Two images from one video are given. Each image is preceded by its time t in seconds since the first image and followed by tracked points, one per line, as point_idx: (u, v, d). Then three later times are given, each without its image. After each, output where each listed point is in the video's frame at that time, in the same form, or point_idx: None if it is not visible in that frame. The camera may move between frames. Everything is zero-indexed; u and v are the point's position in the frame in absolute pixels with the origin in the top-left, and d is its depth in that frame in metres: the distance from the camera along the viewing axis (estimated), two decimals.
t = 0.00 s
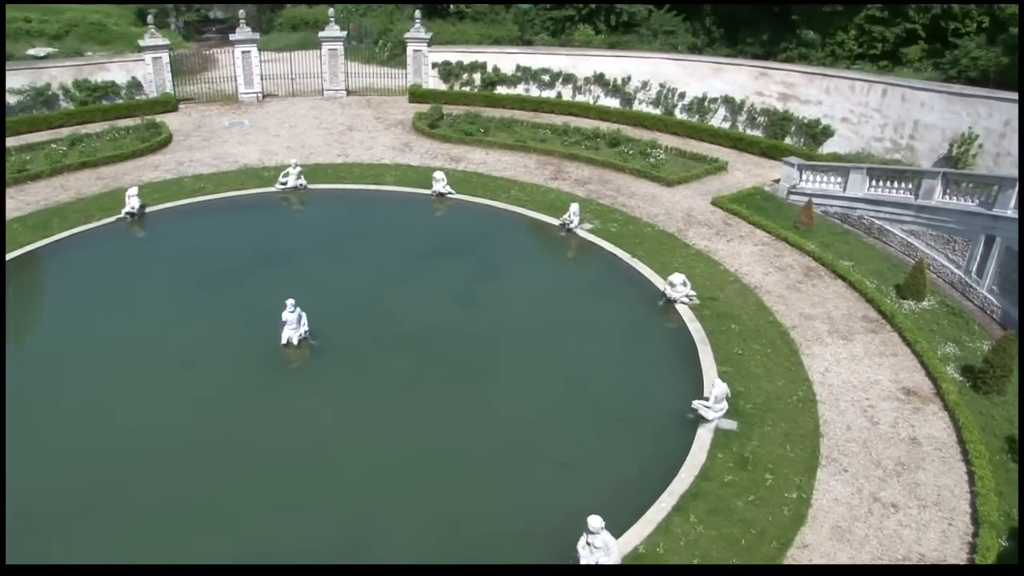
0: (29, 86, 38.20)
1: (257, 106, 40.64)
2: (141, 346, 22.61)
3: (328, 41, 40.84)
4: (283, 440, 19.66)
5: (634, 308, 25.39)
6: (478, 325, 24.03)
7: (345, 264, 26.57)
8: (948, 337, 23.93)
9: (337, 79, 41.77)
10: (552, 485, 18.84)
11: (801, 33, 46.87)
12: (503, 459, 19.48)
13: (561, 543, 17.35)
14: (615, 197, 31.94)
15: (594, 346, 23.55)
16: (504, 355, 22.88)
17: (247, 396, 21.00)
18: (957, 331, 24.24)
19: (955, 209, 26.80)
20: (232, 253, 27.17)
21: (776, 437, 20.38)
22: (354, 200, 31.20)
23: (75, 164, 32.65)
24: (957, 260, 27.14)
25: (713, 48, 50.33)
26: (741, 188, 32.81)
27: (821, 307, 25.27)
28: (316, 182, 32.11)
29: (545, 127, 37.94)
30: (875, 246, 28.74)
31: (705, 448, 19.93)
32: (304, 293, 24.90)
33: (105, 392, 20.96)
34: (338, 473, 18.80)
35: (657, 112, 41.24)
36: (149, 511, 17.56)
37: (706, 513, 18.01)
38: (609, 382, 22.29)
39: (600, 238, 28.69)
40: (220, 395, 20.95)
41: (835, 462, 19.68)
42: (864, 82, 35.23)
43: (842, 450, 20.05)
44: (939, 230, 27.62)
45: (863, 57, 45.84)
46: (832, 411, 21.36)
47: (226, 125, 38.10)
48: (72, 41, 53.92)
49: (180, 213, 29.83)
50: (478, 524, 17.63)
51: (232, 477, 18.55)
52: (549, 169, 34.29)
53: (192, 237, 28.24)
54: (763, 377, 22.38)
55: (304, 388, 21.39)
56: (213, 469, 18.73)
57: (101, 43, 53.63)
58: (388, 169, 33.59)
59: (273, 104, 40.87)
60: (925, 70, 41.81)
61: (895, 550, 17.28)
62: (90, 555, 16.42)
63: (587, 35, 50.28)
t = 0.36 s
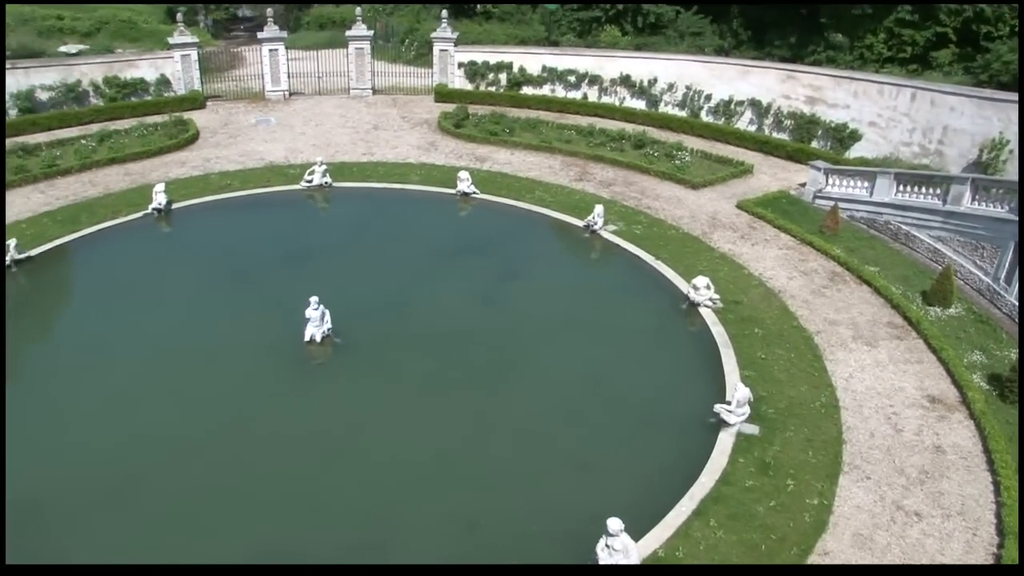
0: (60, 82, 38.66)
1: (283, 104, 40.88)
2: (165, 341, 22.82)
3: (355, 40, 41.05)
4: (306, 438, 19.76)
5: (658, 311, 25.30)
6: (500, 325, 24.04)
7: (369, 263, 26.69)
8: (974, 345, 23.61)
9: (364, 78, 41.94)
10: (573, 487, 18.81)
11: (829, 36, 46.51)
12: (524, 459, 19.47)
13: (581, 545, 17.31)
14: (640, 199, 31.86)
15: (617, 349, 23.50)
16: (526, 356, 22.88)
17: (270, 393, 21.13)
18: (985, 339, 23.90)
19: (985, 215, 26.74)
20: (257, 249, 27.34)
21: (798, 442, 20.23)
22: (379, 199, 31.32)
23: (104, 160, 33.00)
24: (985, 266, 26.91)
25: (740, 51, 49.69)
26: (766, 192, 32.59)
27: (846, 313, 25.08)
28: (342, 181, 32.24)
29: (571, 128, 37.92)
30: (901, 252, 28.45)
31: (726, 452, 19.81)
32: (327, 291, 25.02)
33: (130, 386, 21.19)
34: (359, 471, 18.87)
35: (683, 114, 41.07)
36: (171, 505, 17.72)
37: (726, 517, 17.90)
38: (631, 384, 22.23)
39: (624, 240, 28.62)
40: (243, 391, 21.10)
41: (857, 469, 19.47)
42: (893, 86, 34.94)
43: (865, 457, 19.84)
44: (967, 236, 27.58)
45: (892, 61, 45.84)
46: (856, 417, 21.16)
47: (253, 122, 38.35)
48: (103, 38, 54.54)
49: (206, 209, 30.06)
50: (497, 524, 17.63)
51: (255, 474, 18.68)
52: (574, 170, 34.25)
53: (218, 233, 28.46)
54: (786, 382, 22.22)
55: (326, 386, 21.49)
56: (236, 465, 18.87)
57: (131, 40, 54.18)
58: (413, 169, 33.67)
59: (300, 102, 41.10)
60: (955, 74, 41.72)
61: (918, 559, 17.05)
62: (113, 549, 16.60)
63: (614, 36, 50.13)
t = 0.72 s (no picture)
0: (88, 79, 39.08)
1: (308, 102, 41.11)
2: (189, 336, 23.03)
3: (380, 39, 41.22)
4: (327, 435, 19.85)
5: (680, 313, 25.23)
6: (522, 325, 24.06)
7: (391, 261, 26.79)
8: (1001, 352, 23.28)
9: (388, 77, 42.10)
10: (592, 488, 18.78)
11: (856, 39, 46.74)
12: (544, 460, 19.47)
13: (599, 546, 17.28)
14: (663, 200, 31.78)
15: (639, 351, 23.46)
16: (546, 357, 22.88)
17: (292, 389, 21.25)
18: (1011, 346, 23.58)
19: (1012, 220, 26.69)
20: (280, 246, 27.52)
21: (819, 447, 20.06)
22: (402, 197, 31.43)
23: (130, 156, 33.31)
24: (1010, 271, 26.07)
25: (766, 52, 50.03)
26: (790, 195, 32.40)
27: (869, 317, 24.91)
28: (365, 179, 32.39)
29: (595, 129, 37.90)
30: (926, 257, 28.20)
31: (747, 456, 19.69)
32: (350, 289, 25.14)
33: (155, 380, 21.40)
34: (379, 469, 18.93)
35: (708, 116, 40.89)
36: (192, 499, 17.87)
37: (746, 521, 17.77)
38: (653, 386, 22.18)
39: (646, 241, 28.57)
40: (265, 387, 21.23)
41: (879, 474, 19.28)
42: (920, 90, 34.68)
43: (887, 463, 19.65)
44: (994, 242, 27.36)
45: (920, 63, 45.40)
46: (878, 423, 20.97)
47: (278, 120, 38.58)
48: (131, 35, 55.09)
49: (230, 206, 30.28)
50: (516, 524, 17.63)
51: (276, 470, 18.78)
52: (597, 171, 34.22)
53: (241, 230, 28.67)
54: (808, 387, 22.07)
55: (348, 383, 21.58)
56: (258, 461, 18.99)
57: (158, 37, 54.66)
58: (437, 168, 33.75)
59: (325, 100, 41.31)
60: (984, 78, 40.81)
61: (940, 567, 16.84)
62: (136, 541, 16.77)
63: (639, 38, 49.89)
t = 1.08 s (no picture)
0: (116, 76, 39.49)
1: (333, 100, 41.33)
2: (211, 332, 23.22)
3: (405, 39, 41.36)
4: (346, 433, 19.92)
5: (702, 316, 25.14)
6: (542, 326, 24.06)
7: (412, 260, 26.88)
8: None
9: (413, 77, 42.25)
10: (611, 490, 18.72)
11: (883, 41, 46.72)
12: (563, 461, 19.45)
13: (617, 548, 17.21)
14: (686, 203, 31.67)
15: (660, 353, 23.40)
16: (567, 358, 22.87)
17: (313, 386, 21.36)
18: None
19: None
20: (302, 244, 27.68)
21: (840, 453, 19.87)
22: (424, 196, 31.52)
23: (156, 153, 33.62)
24: None
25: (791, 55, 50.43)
26: (814, 199, 32.19)
27: (893, 323, 24.71)
28: (388, 178, 32.51)
29: (618, 130, 37.86)
30: (952, 263, 27.93)
31: (767, 460, 19.54)
32: (371, 287, 25.23)
33: (177, 375, 21.58)
34: (397, 468, 18.96)
35: (732, 118, 40.69)
36: (212, 494, 18.01)
37: (765, 526, 17.60)
38: (674, 389, 22.11)
39: (669, 244, 28.51)
40: (286, 384, 21.36)
41: (900, 482, 19.06)
42: (948, 94, 34.39)
43: (908, 470, 19.42)
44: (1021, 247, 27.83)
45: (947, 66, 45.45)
46: (900, 429, 20.74)
47: (302, 118, 38.81)
48: (158, 33, 55.62)
49: (253, 204, 30.49)
50: (534, 525, 17.61)
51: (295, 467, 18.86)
52: (620, 172, 34.16)
53: (264, 227, 28.87)
54: (829, 392, 21.89)
55: (368, 381, 21.65)
56: (277, 458, 19.08)
57: (185, 35, 55.17)
58: (460, 168, 33.81)
59: (349, 99, 41.51)
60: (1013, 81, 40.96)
61: None
62: (156, 535, 16.92)
63: (663, 39, 49.56)
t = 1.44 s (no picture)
0: (145, 73, 39.92)
1: (359, 99, 41.53)
2: (236, 327, 23.43)
3: (431, 38, 41.47)
4: (368, 431, 20.02)
5: (725, 319, 25.04)
6: (565, 328, 24.05)
7: (436, 259, 26.97)
8: None
9: (439, 76, 42.36)
10: (632, 492, 18.69)
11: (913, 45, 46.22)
12: (583, 463, 19.44)
13: (636, 551, 17.15)
14: (712, 205, 31.55)
15: (683, 356, 23.35)
16: (589, 359, 22.87)
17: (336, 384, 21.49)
18: None
19: None
20: (326, 242, 27.85)
21: (863, 459, 19.68)
22: (448, 196, 31.61)
23: (183, 150, 33.91)
24: None
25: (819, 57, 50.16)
26: (840, 203, 31.95)
27: (919, 329, 24.50)
28: (413, 177, 32.62)
29: (644, 132, 37.76)
30: (981, 270, 27.64)
31: (789, 465, 19.40)
32: (394, 286, 25.34)
33: (202, 370, 21.80)
34: (418, 467, 19.02)
35: (758, 121, 40.45)
36: (235, 489, 18.17)
37: (786, 532, 17.47)
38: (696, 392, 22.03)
39: (693, 246, 28.41)
40: (310, 381, 21.49)
41: (924, 490, 18.84)
42: (978, 98, 34.11)
43: (932, 479, 19.18)
44: None
45: (979, 70, 45.10)
46: (924, 437, 20.51)
47: (329, 116, 39.02)
48: (188, 30, 56.12)
49: (279, 201, 30.70)
50: (553, 526, 17.61)
51: (318, 463, 18.99)
52: (645, 174, 34.07)
53: (289, 224, 29.08)
54: (853, 398, 21.70)
55: (391, 379, 21.76)
56: (300, 454, 19.23)
57: (214, 33, 55.65)
58: (485, 168, 33.86)
59: (375, 98, 41.69)
60: None
61: None
62: (179, 528, 17.10)
63: (690, 41, 49.10)
